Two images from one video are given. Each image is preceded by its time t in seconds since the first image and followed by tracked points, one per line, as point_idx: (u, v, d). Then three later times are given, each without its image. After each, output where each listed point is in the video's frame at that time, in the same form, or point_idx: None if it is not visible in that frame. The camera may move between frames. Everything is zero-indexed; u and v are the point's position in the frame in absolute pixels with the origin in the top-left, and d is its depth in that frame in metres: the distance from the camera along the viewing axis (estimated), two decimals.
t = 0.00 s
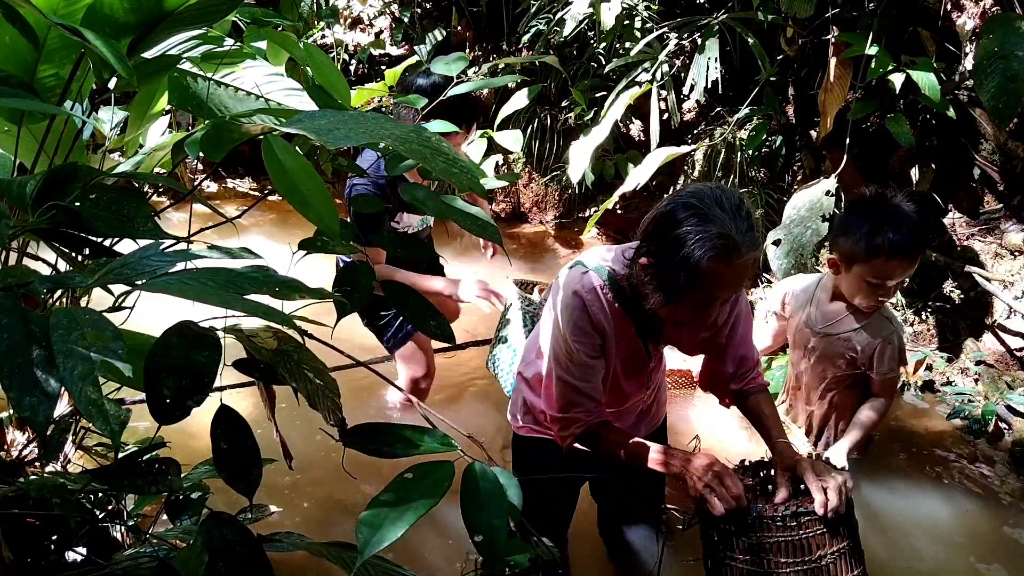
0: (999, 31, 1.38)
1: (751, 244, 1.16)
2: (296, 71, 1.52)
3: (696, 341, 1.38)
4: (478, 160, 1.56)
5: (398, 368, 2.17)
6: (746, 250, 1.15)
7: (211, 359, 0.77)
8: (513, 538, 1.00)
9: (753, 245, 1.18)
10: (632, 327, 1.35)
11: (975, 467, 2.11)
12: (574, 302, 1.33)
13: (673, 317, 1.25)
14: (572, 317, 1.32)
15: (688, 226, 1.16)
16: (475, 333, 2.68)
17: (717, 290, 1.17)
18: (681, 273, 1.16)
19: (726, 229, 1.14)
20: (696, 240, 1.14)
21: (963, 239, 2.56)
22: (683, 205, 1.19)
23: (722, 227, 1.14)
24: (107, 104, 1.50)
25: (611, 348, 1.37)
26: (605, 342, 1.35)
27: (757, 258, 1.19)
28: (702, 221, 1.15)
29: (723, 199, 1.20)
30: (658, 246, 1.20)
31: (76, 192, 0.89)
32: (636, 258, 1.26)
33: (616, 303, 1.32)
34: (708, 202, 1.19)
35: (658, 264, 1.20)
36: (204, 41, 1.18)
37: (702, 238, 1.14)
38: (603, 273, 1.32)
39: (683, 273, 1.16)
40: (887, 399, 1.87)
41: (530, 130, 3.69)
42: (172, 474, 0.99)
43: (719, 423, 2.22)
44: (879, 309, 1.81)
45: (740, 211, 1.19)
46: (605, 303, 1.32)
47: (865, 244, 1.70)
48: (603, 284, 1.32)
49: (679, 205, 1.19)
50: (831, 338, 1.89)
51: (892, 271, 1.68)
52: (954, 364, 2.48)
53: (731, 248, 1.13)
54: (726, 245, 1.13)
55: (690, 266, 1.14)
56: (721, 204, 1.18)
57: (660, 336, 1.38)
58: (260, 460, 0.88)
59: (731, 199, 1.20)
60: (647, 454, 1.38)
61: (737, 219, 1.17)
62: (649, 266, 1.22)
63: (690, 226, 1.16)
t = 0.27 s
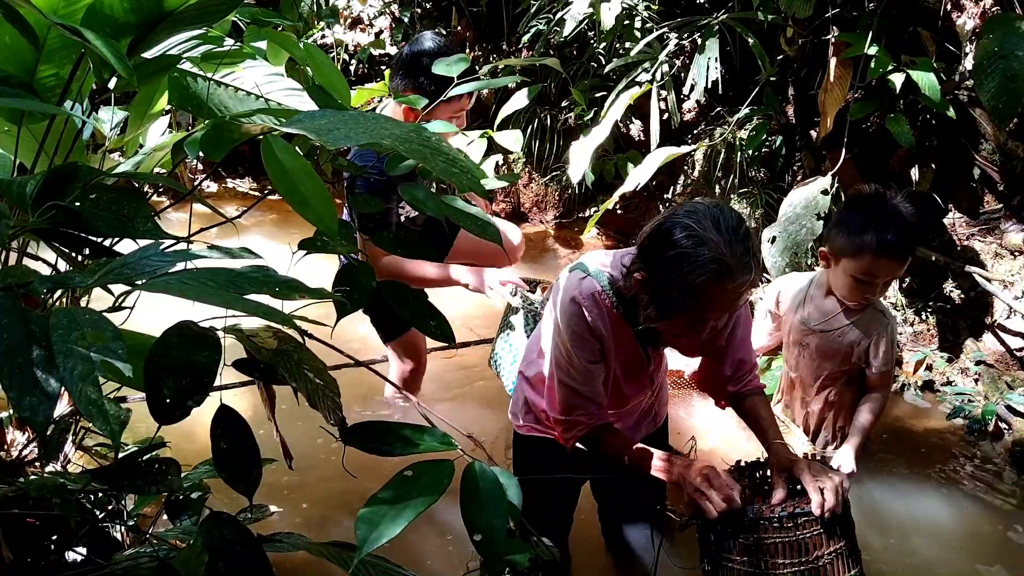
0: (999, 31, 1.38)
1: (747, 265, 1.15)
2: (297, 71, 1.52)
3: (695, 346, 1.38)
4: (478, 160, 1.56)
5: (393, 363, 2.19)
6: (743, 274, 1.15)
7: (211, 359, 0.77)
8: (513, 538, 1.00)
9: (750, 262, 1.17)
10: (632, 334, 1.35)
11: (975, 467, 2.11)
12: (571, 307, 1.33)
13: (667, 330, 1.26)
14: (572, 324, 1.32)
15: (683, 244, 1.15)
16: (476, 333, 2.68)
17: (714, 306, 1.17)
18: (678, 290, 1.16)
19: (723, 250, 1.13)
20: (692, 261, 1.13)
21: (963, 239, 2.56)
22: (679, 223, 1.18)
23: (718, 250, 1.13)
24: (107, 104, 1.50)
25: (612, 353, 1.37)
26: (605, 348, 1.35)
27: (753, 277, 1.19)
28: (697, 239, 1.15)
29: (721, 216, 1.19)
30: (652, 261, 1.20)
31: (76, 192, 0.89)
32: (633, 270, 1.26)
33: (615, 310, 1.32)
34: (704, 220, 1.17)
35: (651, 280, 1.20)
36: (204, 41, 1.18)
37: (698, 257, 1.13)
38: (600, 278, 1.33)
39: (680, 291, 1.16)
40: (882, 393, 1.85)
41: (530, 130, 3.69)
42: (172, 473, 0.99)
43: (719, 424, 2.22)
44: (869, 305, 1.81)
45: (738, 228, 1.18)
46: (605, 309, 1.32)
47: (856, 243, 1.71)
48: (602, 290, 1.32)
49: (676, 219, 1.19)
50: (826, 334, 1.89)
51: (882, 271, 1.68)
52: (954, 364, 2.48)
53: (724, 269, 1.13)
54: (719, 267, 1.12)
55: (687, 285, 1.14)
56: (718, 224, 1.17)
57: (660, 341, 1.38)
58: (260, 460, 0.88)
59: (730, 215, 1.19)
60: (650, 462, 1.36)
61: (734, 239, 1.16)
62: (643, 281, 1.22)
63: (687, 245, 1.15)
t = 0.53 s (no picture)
0: (999, 31, 1.38)
1: (744, 277, 1.15)
2: (297, 71, 1.52)
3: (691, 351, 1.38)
4: (478, 161, 1.56)
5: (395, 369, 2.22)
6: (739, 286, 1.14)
7: (211, 359, 0.77)
8: (513, 538, 1.00)
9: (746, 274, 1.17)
10: (628, 339, 1.35)
11: (974, 466, 2.12)
12: (568, 311, 1.33)
13: (662, 339, 1.26)
14: (569, 328, 1.32)
15: (679, 252, 1.15)
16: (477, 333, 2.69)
17: (709, 317, 1.17)
18: (673, 300, 1.16)
19: (720, 262, 1.13)
20: (689, 272, 1.13)
21: (963, 239, 2.56)
22: (676, 233, 1.17)
23: (715, 261, 1.13)
24: (107, 104, 1.50)
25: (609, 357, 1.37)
26: (601, 352, 1.35)
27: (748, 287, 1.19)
28: (693, 247, 1.14)
29: (720, 226, 1.18)
30: (648, 268, 1.20)
31: (76, 192, 0.89)
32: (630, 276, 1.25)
33: (611, 315, 1.32)
34: (701, 230, 1.17)
35: (646, 288, 1.20)
36: (204, 41, 1.18)
37: (694, 267, 1.13)
38: (596, 283, 1.33)
39: (675, 301, 1.15)
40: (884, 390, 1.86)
41: (530, 130, 3.69)
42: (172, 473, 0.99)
43: (718, 425, 2.22)
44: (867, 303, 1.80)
45: (736, 239, 1.17)
46: (601, 313, 1.32)
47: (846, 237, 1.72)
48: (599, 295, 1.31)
49: (673, 227, 1.18)
50: (825, 333, 1.89)
51: (872, 270, 1.68)
52: (953, 364, 2.48)
53: (720, 279, 1.12)
54: (714, 277, 1.12)
55: (682, 296, 1.14)
56: (716, 233, 1.16)
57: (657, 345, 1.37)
58: (260, 460, 0.88)
59: (728, 225, 1.19)
60: (643, 471, 1.35)
61: (733, 249, 1.15)
62: (638, 288, 1.22)
63: (683, 256, 1.15)
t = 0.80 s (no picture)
0: (999, 31, 1.38)
1: (729, 284, 1.15)
2: (297, 71, 1.52)
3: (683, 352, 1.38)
4: (478, 161, 1.56)
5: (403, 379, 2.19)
6: (724, 293, 1.14)
7: (211, 359, 0.77)
8: (513, 538, 1.00)
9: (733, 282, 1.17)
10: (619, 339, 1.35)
11: (974, 466, 2.12)
12: (559, 311, 1.34)
13: (651, 342, 1.26)
14: (560, 327, 1.33)
15: (666, 257, 1.15)
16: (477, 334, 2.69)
17: (694, 323, 1.16)
18: (658, 306, 1.15)
19: (705, 268, 1.13)
20: (675, 279, 1.13)
21: (963, 239, 2.56)
22: (664, 238, 1.17)
23: (700, 267, 1.12)
24: (107, 104, 1.50)
25: (600, 356, 1.37)
26: (592, 352, 1.35)
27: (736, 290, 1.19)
28: (681, 252, 1.14)
29: (708, 233, 1.17)
30: (636, 272, 1.19)
31: (76, 192, 0.89)
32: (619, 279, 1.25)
33: (602, 316, 1.32)
34: (688, 236, 1.16)
35: (634, 293, 1.20)
36: (204, 41, 1.18)
37: (681, 271, 1.13)
38: (588, 281, 1.33)
39: (661, 308, 1.15)
40: (888, 396, 1.86)
41: (530, 130, 3.69)
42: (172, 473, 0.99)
43: (718, 426, 2.23)
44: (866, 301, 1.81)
45: (723, 246, 1.17)
46: (592, 313, 1.32)
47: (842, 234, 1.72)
48: (589, 295, 1.31)
49: (661, 231, 1.18)
50: (829, 335, 1.89)
51: (860, 265, 1.69)
52: (953, 364, 2.48)
53: (707, 284, 1.12)
54: (701, 282, 1.12)
55: (667, 302, 1.14)
56: (704, 239, 1.15)
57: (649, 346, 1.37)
58: (260, 460, 0.88)
59: (717, 228, 1.18)
60: (642, 466, 1.34)
61: (720, 256, 1.15)
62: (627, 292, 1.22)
63: (670, 262, 1.14)
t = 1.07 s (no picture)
0: (999, 31, 1.38)
1: (707, 297, 1.14)
2: (297, 72, 1.52)
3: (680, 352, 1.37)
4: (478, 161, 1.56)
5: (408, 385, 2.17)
6: (701, 305, 1.13)
7: (211, 359, 0.77)
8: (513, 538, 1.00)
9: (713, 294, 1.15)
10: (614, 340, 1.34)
11: (974, 467, 2.11)
12: (551, 314, 1.34)
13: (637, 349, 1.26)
14: (553, 329, 1.33)
15: (645, 268, 1.14)
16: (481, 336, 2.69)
17: (673, 335, 1.16)
18: (636, 319, 1.15)
19: (683, 281, 1.11)
20: (653, 291, 1.12)
21: (963, 239, 2.56)
22: (644, 249, 1.16)
23: (679, 279, 1.11)
24: (107, 104, 1.50)
25: (596, 357, 1.37)
26: (586, 353, 1.35)
27: (716, 301, 1.17)
28: (659, 264, 1.13)
29: (690, 243, 1.15)
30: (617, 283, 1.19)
31: (76, 192, 0.89)
32: (605, 286, 1.24)
33: (593, 319, 1.31)
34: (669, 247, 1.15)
35: (616, 302, 1.19)
36: (204, 41, 1.18)
37: (659, 284, 1.12)
38: (579, 284, 1.32)
39: (640, 320, 1.14)
40: (891, 399, 1.84)
41: (530, 130, 3.69)
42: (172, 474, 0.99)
43: (717, 425, 2.23)
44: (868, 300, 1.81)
45: (705, 257, 1.15)
46: (583, 315, 1.31)
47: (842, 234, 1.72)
48: (580, 296, 1.31)
49: (640, 242, 1.17)
50: (831, 337, 1.89)
51: (842, 254, 1.72)
52: (954, 364, 2.48)
53: (685, 296, 1.11)
54: (680, 294, 1.11)
55: (645, 315, 1.13)
56: (685, 250, 1.14)
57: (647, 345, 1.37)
58: (260, 460, 0.88)
59: (697, 237, 1.17)
60: (650, 467, 1.37)
61: (700, 266, 1.13)
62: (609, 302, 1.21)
63: (650, 273, 1.13)
